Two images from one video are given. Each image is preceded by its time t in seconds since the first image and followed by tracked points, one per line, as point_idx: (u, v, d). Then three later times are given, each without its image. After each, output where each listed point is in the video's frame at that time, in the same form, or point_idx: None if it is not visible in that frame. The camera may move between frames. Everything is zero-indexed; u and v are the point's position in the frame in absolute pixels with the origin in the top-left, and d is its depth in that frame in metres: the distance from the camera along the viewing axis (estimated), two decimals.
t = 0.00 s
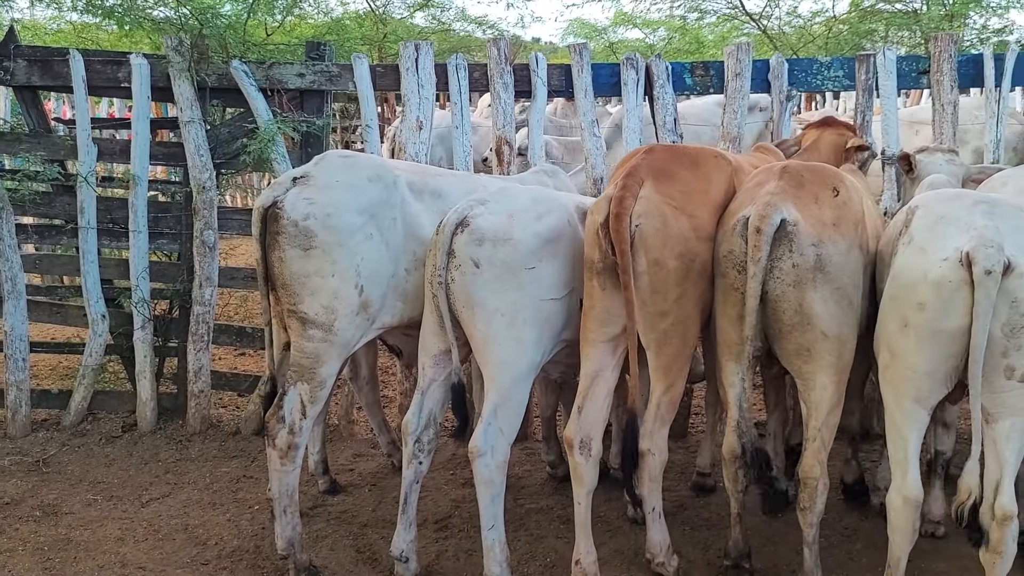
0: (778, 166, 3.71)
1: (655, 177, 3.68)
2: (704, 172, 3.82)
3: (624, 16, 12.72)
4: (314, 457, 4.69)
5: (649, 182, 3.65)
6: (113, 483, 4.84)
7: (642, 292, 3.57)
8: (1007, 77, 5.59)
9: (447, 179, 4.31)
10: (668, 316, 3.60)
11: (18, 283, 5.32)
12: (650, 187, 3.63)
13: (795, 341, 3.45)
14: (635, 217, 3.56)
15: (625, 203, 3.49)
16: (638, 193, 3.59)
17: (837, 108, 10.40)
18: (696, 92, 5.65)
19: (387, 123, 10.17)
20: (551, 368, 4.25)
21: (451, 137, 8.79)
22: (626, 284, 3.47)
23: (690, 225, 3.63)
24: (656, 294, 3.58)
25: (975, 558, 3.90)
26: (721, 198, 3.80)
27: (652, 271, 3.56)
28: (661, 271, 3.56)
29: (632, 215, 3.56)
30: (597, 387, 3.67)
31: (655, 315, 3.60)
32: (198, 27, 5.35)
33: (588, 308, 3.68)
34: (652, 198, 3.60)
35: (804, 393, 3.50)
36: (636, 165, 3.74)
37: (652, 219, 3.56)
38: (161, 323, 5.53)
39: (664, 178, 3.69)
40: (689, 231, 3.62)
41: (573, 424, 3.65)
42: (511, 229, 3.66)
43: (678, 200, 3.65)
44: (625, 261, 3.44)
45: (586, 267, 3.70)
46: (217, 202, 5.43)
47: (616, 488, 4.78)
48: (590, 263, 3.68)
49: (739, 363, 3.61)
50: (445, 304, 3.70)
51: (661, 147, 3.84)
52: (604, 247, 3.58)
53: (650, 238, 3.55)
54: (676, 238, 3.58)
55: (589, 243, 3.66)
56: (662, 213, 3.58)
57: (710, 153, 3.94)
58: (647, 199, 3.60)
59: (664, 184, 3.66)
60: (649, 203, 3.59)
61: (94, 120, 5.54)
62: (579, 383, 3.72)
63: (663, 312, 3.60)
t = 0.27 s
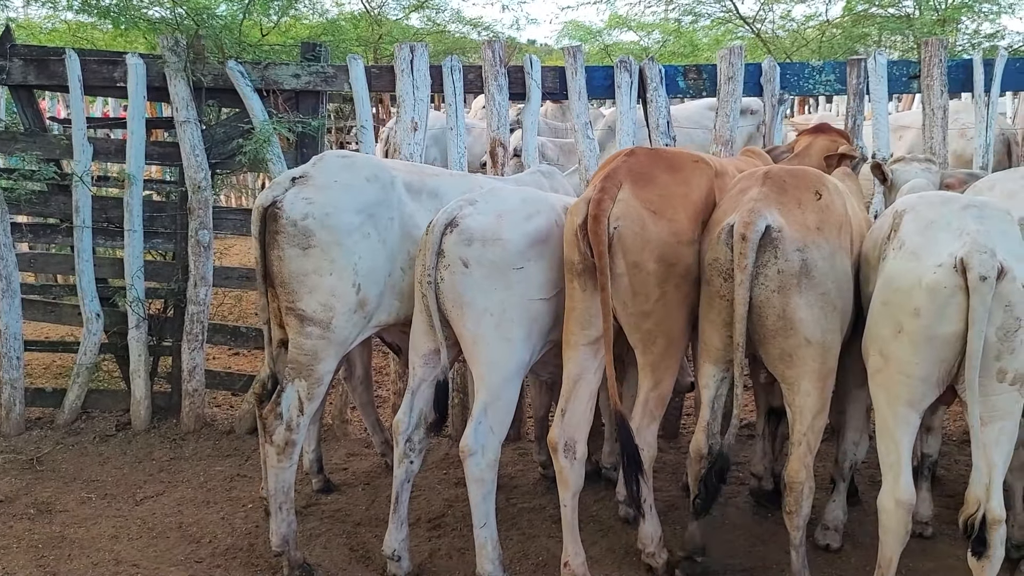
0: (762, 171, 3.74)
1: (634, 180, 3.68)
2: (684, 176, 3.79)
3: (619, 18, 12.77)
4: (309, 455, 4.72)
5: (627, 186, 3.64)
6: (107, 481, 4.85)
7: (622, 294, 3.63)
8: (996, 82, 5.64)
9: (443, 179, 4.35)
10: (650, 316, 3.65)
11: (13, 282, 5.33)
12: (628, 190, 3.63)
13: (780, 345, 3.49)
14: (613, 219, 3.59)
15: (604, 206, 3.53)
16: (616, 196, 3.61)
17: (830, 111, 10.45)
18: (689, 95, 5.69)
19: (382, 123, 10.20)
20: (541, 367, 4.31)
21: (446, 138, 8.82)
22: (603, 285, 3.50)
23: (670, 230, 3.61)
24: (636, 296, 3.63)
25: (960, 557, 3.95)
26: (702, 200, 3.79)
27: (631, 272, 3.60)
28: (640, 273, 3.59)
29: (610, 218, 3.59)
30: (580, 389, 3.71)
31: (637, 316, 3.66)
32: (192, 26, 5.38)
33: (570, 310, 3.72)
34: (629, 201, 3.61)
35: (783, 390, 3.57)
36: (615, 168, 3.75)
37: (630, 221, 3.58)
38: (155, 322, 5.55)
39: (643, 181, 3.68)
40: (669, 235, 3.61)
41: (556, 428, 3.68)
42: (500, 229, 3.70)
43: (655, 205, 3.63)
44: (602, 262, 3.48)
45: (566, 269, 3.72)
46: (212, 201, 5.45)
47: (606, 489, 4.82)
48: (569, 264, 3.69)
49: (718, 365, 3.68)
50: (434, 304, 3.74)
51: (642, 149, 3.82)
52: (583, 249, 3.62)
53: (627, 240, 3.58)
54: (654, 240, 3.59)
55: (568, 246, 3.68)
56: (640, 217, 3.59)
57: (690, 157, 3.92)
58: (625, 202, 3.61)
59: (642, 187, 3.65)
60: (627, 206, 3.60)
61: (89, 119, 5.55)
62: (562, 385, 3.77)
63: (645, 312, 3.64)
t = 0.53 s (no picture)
0: (757, 176, 3.75)
1: (622, 185, 3.65)
2: (674, 181, 3.77)
3: (615, 23, 12.82)
4: (312, 459, 4.74)
5: (616, 190, 3.63)
6: (108, 484, 4.86)
7: (610, 297, 3.62)
8: (993, 89, 5.69)
9: (444, 183, 4.38)
10: (640, 319, 3.62)
11: (14, 285, 5.34)
12: (617, 195, 3.62)
13: (776, 349, 3.51)
14: (600, 223, 3.57)
15: (592, 211, 3.51)
16: (604, 201, 3.58)
17: (825, 116, 10.51)
18: (689, 101, 5.73)
19: (380, 127, 10.23)
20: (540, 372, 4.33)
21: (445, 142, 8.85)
22: (590, 289, 3.49)
23: (660, 234, 3.59)
24: (625, 298, 3.60)
25: (956, 561, 3.99)
26: (691, 205, 3.77)
27: (620, 277, 3.58)
28: (629, 277, 3.57)
29: (598, 222, 3.57)
30: (576, 396, 3.71)
31: (625, 318, 3.63)
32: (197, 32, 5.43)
33: (563, 316, 3.71)
34: (617, 207, 3.59)
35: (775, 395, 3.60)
36: (604, 173, 3.72)
37: (620, 226, 3.56)
38: (156, 325, 5.56)
39: (633, 186, 3.65)
40: (660, 240, 3.59)
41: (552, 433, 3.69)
42: (499, 233, 3.73)
43: (644, 208, 3.60)
44: (590, 267, 3.46)
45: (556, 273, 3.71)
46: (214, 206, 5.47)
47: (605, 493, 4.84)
48: (559, 268, 3.69)
49: (713, 373, 3.69)
50: (434, 308, 3.76)
51: (632, 154, 3.79)
52: (572, 253, 3.60)
53: (615, 244, 3.56)
54: (643, 245, 3.56)
55: (557, 249, 3.67)
56: (629, 220, 3.56)
57: (680, 162, 3.90)
58: (613, 207, 3.59)
59: (630, 192, 3.63)
60: (615, 210, 3.58)
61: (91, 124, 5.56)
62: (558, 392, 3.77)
63: (636, 316, 3.62)
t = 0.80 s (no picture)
0: (757, 179, 3.78)
1: (623, 189, 3.66)
2: (674, 185, 3.76)
3: (611, 28, 12.88)
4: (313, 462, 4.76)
5: (617, 195, 3.64)
6: (110, 488, 4.85)
7: (609, 301, 3.63)
8: (990, 94, 5.75)
9: (448, 188, 4.42)
10: (640, 324, 3.61)
11: (15, 289, 5.34)
12: (618, 201, 3.63)
13: (777, 350, 3.54)
14: (601, 228, 3.58)
15: (592, 215, 3.54)
16: (605, 206, 3.60)
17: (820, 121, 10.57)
18: (688, 105, 5.77)
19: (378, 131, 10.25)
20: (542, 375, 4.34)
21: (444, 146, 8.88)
22: (588, 294, 3.51)
23: (659, 239, 3.59)
24: (624, 304, 3.60)
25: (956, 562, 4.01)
26: (691, 210, 3.76)
27: (620, 281, 3.59)
28: (629, 282, 3.58)
29: (598, 227, 3.58)
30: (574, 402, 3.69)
31: (625, 323, 3.63)
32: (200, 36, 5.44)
33: (564, 319, 3.72)
34: (617, 211, 3.60)
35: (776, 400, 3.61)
36: (604, 177, 3.74)
37: (621, 231, 3.57)
38: (157, 329, 5.56)
39: (634, 191, 3.66)
40: (659, 245, 3.59)
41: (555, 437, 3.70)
42: (500, 235, 3.75)
43: (645, 213, 3.61)
44: (590, 272, 3.48)
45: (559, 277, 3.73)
46: (215, 209, 5.48)
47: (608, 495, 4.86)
48: (560, 273, 3.71)
49: (713, 374, 3.71)
50: (437, 310, 3.79)
51: (633, 159, 3.81)
52: (572, 257, 3.62)
53: (615, 249, 3.57)
54: (642, 249, 3.57)
55: (559, 254, 3.69)
56: (630, 225, 3.57)
57: (682, 165, 3.90)
58: (614, 212, 3.60)
59: (631, 197, 3.64)
60: (616, 215, 3.60)
61: (93, 128, 5.57)
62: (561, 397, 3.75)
63: (635, 321, 3.61)
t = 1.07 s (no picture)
0: (760, 182, 3.81)
1: (625, 190, 3.69)
2: (676, 186, 3.78)
3: (606, 31, 12.92)
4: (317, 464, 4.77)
5: (618, 196, 3.67)
6: (108, 491, 4.85)
7: (608, 303, 3.63)
8: (986, 98, 5.80)
9: (455, 192, 4.43)
10: (638, 326, 3.61)
11: (13, 291, 5.33)
12: (619, 201, 3.65)
13: (778, 351, 3.57)
14: (601, 228, 3.60)
15: (592, 216, 3.56)
16: (606, 206, 3.63)
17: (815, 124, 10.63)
18: (687, 109, 5.81)
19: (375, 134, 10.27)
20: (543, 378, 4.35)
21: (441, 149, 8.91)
22: (588, 295, 3.53)
23: (658, 240, 3.61)
24: (623, 305, 3.61)
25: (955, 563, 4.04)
26: (691, 212, 3.78)
27: (618, 282, 3.59)
28: (627, 283, 3.58)
29: (598, 227, 3.60)
30: (578, 403, 3.71)
31: (623, 325, 3.63)
32: (200, 39, 5.49)
33: (565, 320, 3.72)
34: (618, 211, 3.62)
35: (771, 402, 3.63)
36: (606, 179, 3.76)
37: (620, 230, 3.59)
38: (156, 331, 5.56)
39: (634, 191, 3.68)
40: (658, 246, 3.60)
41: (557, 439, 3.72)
42: (504, 237, 3.78)
43: (646, 214, 3.63)
44: (590, 272, 3.50)
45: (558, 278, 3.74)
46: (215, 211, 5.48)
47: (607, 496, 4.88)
48: (560, 273, 3.72)
49: (716, 376, 3.74)
50: (440, 312, 3.81)
51: (634, 160, 3.83)
52: (571, 256, 3.64)
53: (614, 249, 3.58)
54: (641, 251, 3.58)
55: (558, 253, 3.70)
56: (630, 225, 3.59)
57: (684, 167, 3.92)
58: (614, 212, 3.63)
59: (633, 198, 3.66)
60: (616, 216, 3.61)
61: (92, 130, 5.57)
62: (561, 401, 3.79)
63: (634, 323, 3.61)
